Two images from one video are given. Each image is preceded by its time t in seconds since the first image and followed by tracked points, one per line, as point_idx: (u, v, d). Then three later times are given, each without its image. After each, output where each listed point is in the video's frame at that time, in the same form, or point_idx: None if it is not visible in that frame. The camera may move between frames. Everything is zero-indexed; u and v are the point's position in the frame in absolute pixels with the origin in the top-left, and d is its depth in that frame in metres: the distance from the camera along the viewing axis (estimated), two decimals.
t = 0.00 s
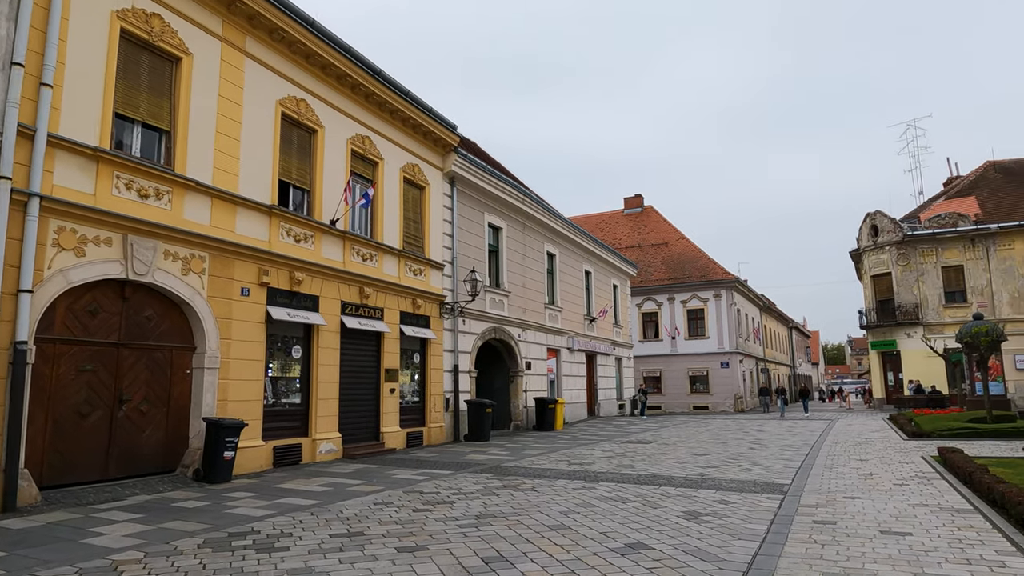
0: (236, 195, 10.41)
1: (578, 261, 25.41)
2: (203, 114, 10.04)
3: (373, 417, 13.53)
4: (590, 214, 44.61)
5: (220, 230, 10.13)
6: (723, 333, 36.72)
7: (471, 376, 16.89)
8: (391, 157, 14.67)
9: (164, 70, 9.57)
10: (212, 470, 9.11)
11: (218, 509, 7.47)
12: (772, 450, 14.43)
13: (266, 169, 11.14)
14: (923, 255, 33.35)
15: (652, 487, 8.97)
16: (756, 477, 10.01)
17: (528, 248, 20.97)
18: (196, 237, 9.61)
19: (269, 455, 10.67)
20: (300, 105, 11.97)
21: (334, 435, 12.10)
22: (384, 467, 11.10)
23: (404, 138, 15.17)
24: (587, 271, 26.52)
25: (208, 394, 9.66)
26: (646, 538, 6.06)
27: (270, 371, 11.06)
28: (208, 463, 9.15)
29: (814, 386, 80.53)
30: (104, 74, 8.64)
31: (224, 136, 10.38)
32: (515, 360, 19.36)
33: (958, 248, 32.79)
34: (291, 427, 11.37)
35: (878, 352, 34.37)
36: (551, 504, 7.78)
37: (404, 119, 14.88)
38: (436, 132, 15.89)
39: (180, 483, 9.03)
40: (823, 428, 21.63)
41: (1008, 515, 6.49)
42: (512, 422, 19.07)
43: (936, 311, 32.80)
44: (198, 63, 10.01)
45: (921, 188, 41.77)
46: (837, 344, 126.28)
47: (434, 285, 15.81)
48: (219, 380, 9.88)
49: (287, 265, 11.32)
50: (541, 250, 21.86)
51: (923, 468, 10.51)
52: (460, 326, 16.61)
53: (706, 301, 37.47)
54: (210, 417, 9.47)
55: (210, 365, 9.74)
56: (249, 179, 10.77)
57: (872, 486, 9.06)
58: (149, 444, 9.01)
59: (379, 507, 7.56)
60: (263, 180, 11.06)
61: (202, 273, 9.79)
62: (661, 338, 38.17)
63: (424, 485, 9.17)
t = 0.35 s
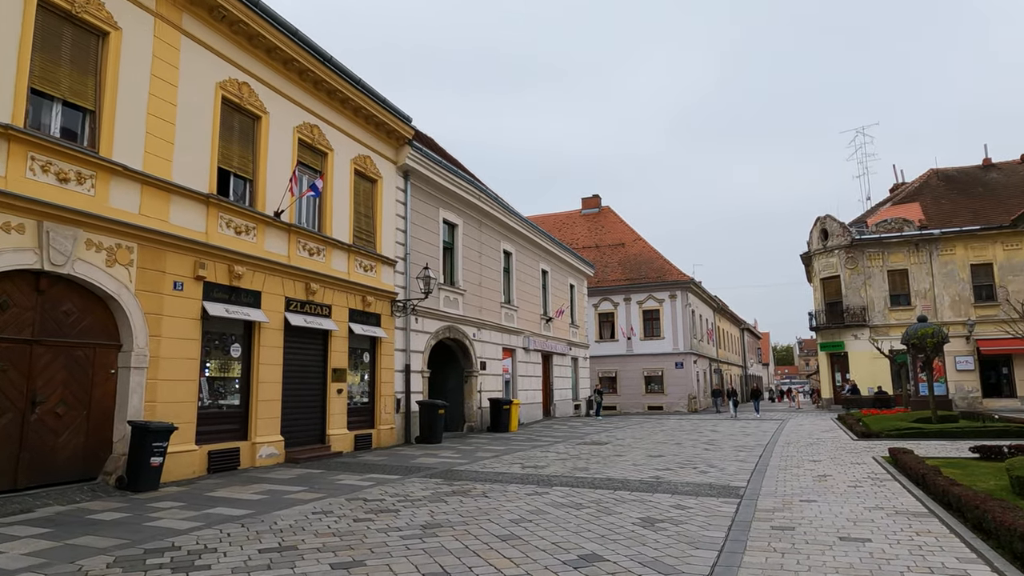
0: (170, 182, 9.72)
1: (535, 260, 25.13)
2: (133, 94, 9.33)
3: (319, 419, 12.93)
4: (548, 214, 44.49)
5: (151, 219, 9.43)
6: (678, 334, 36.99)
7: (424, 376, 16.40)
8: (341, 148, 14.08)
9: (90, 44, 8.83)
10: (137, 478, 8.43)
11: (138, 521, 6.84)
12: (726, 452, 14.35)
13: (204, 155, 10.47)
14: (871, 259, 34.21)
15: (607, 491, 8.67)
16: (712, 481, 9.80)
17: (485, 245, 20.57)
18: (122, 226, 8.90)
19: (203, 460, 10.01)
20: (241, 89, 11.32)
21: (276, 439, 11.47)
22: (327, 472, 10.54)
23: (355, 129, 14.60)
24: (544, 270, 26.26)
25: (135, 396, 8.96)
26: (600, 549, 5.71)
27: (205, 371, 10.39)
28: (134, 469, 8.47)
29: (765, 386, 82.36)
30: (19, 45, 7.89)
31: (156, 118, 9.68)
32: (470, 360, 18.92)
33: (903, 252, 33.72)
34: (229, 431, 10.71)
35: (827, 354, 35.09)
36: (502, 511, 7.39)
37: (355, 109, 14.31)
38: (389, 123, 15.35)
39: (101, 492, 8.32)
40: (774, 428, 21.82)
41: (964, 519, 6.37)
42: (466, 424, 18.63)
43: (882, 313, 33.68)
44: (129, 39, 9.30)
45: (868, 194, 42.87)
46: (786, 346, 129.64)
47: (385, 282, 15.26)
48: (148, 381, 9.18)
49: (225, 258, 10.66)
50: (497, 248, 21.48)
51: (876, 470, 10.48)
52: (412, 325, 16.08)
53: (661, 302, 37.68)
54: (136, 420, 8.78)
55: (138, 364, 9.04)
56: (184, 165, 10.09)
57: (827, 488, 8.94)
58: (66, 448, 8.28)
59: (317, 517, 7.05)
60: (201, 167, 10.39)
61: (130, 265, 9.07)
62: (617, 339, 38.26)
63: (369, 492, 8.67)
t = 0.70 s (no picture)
0: (98, 166, 9.01)
1: (494, 259, 24.73)
2: (57, 70, 8.61)
3: (262, 421, 12.28)
4: (508, 213, 44.14)
5: (75, 205, 8.72)
6: (636, 335, 37.05)
7: (376, 376, 15.84)
8: (290, 137, 13.45)
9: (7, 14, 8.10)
10: (53, 485, 7.73)
11: (46, 535, 6.19)
12: (683, 453, 14.21)
13: (137, 139, 9.77)
14: (824, 263, 34.93)
15: (562, 496, 8.32)
16: (670, 484, 9.57)
17: (442, 243, 20.09)
18: (42, 211, 8.17)
19: (132, 466, 9.31)
20: (181, 70, 10.65)
21: (214, 442, 10.81)
22: (268, 477, 9.95)
23: (306, 118, 13.99)
24: (503, 270, 25.87)
25: (54, 397, 8.25)
26: (553, 561, 5.34)
27: (136, 370, 9.69)
28: (50, 476, 7.76)
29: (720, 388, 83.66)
30: None
31: (83, 97, 8.97)
32: (425, 360, 18.41)
33: (854, 257, 34.51)
34: (162, 434, 10.02)
35: (781, 355, 35.63)
36: (450, 519, 6.96)
37: (306, 97, 13.70)
38: (343, 114, 14.77)
39: (11, 501, 7.60)
40: (730, 429, 21.91)
41: (925, 523, 6.22)
42: (421, 426, 18.13)
43: (834, 316, 34.36)
44: (52, 10, 8.57)
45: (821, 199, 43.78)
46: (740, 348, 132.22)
47: (336, 278, 14.68)
48: (69, 380, 8.46)
49: (160, 250, 9.97)
50: (455, 246, 21.01)
51: (832, 471, 10.42)
52: (365, 323, 15.52)
53: (620, 303, 37.67)
54: (54, 423, 8.08)
55: (57, 362, 8.32)
56: (115, 148, 9.40)
57: (785, 491, 8.78)
58: None
59: (249, 529, 6.50)
60: (134, 151, 9.70)
61: (50, 255, 8.35)
62: (576, 339, 38.14)
63: (310, 499, 8.14)
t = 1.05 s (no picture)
0: (22, 148, 8.31)
1: (455, 259, 24.27)
2: None
3: (206, 425, 11.60)
4: (471, 214, 43.66)
5: None
6: (599, 337, 36.98)
7: (330, 378, 15.23)
8: (240, 126, 12.80)
9: None
10: None
11: None
12: (645, 457, 14.00)
13: (68, 121, 9.08)
14: (782, 267, 35.40)
15: (521, 503, 7.94)
16: (632, 489, 9.28)
17: (401, 242, 19.56)
18: None
19: (57, 473, 8.60)
20: (119, 50, 9.95)
21: (151, 448, 10.12)
22: (209, 485, 9.32)
23: (257, 107, 13.34)
24: (464, 270, 25.42)
25: None
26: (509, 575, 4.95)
27: (64, 370, 8.98)
28: None
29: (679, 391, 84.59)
30: None
31: (7, 73, 8.27)
32: (383, 362, 17.84)
33: (812, 262, 35.05)
34: (93, 439, 9.31)
35: (740, 359, 35.97)
36: (401, 530, 6.51)
37: (258, 85, 13.06)
38: (297, 104, 14.15)
39: None
40: (690, 432, 21.87)
41: (893, 529, 6.04)
42: (377, 430, 17.57)
43: (792, 320, 34.84)
44: None
45: (779, 205, 44.47)
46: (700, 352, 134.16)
47: (289, 276, 14.05)
48: None
49: (93, 240, 9.28)
50: (415, 245, 20.49)
51: (795, 475, 10.29)
52: (319, 323, 14.91)
53: (583, 305, 37.54)
54: None
55: None
56: (42, 130, 8.70)
57: (749, 495, 8.58)
58: None
59: (178, 543, 5.94)
60: (65, 134, 9.01)
61: None
62: (538, 342, 37.87)
63: (251, 508, 7.58)
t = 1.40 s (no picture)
0: None
1: (416, 258, 23.71)
2: None
3: (144, 428, 10.90)
4: (434, 213, 43.07)
5: None
6: (561, 338, 36.80)
7: (282, 379, 14.59)
8: (186, 112, 12.12)
9: None
10: None
11: None
12: (607, 460, 13.72)
13: None
14: (743, 269, 35.69)
15: (477, 511, 7.54)
16: (594, 494, 8.96)
17: (360, 238, 18.95)
18: None
19: None
20: (50, 25, 9.24)
21: (81, 454, 9.41)
22: (144, 494, 8.68)
23: (205, 93, 12.65)
24: (425, 269, 24.87)
25: None
26: None
27: None
28: None
29: (640, 393, 85.23)
30: None
31: None
32: (339, 363, 17.23)
33: (771, 265, 35.45)
34: (15, 445, 8.58)
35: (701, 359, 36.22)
36: (347, 543, 6.03)
37: (205, 69, 12.38)
38: (248, 91, 13.50)
39: None
40: (652, 434, 21.73)
41: (863, 537, 5.83)
42: (333, 432, 16.97)
43: (752, 322, 35.16)
44: None
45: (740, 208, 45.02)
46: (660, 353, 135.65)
47: (239, 271, 13.38)
48: None
49: (17, 229, 8.55)
50: (374, 243, 19.90)
51: (758, 478, 10.11)
52: (270, 321, 14.26)
53: (546, 306, 37.30)
54: None
55: None
56: None
57: (713, 501, 8.33)
58: None
59: (97, 561, 5.37)
60: None
61: None
62: (500, 343, 37.51)
63: (186, 520, 7.01)
